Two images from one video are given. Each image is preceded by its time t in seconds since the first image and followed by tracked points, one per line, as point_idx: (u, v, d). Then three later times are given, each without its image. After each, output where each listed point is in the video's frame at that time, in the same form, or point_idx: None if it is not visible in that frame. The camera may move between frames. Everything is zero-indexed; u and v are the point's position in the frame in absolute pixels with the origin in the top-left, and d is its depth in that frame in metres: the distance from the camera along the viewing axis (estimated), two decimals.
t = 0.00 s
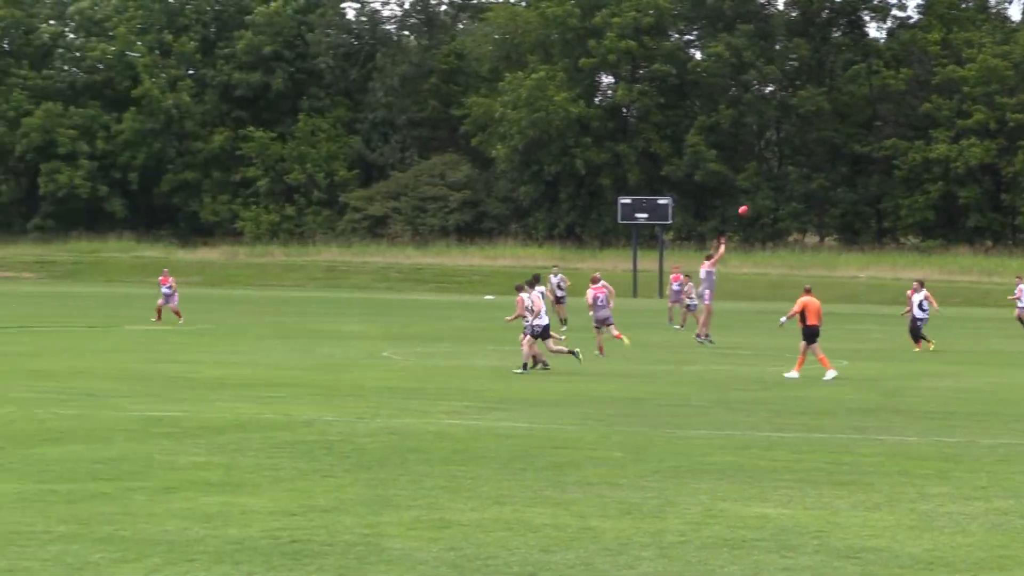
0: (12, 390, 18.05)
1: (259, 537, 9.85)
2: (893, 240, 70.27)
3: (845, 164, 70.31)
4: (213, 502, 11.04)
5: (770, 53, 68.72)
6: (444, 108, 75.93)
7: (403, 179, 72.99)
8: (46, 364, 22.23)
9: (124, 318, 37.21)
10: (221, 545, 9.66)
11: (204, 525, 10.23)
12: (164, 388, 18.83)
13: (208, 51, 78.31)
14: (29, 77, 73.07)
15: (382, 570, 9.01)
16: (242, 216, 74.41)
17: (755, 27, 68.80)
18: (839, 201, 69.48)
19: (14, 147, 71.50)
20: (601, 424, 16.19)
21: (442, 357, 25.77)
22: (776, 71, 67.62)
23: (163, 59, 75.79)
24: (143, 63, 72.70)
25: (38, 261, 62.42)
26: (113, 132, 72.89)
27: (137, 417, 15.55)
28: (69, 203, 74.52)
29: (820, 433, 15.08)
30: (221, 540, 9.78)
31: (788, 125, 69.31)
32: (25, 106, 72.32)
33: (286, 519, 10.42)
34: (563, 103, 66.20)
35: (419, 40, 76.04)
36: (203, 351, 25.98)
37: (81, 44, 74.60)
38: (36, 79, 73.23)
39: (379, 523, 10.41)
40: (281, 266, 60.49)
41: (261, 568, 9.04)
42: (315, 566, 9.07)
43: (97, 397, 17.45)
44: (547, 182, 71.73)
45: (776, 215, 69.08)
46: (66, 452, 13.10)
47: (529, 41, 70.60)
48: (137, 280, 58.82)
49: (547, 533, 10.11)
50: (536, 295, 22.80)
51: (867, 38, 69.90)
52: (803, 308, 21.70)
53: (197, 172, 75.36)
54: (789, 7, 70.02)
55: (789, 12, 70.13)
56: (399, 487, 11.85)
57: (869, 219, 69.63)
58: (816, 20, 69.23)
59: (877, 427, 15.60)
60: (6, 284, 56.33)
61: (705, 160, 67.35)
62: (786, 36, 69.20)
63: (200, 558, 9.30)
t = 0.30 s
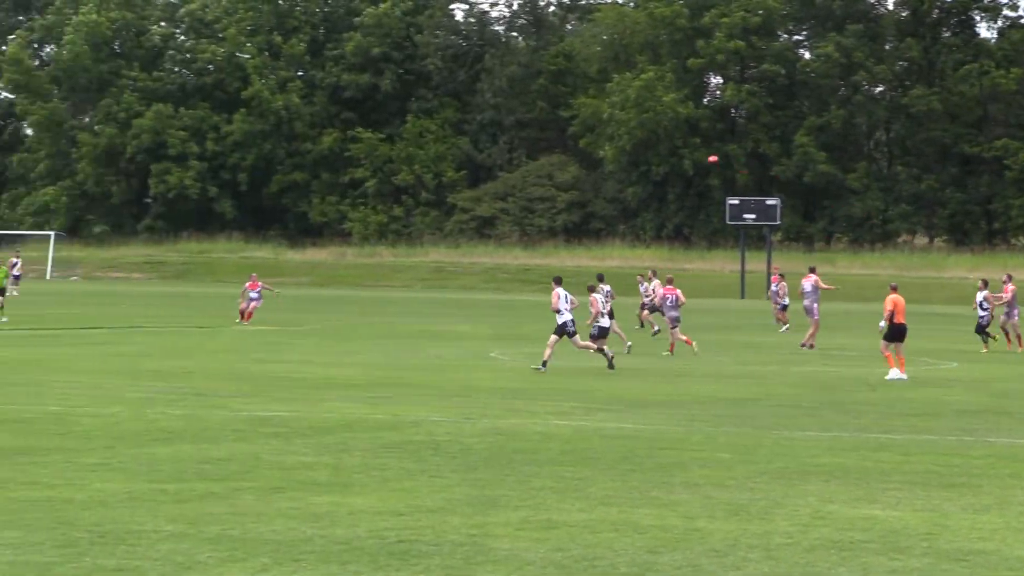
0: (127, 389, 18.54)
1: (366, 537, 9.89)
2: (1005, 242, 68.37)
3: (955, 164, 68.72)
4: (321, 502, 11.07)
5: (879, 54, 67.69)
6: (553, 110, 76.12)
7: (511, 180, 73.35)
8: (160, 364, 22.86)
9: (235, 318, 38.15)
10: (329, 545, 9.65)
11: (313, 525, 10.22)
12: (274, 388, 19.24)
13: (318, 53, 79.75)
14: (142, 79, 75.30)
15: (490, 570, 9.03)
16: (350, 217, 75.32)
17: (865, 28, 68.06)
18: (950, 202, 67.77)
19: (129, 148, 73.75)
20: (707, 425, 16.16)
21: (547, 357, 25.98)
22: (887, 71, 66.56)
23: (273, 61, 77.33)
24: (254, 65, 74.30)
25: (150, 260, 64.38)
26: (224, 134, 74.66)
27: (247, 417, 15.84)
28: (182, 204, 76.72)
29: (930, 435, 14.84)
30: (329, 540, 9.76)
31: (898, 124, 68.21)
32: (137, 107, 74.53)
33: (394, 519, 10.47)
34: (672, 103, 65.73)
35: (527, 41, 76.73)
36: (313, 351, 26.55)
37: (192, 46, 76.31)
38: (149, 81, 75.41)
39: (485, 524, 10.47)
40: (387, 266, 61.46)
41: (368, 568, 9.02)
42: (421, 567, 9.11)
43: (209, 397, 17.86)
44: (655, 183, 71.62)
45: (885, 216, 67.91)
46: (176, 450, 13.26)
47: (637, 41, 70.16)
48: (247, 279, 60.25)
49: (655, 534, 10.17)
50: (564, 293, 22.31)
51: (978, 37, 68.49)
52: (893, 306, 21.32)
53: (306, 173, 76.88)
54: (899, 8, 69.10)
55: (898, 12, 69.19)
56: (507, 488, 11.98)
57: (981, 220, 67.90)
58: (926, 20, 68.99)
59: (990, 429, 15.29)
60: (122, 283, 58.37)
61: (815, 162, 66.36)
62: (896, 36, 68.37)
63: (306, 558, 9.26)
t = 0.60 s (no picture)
0: (234, 389, 19.08)
1: (469, 537, 10.03)
2: None
3: None
4: (423, 503, 11.24)
5: (985, 54, 66.12)
6: (655, 110, 75.86)
7: (613, 181, 73.29)
8: (267, 364, 23.48)
9: (338, 318, 38.89)
10: (431, 545, 9.79)
11: (416, 525, 10.37)
12: (379, 388, 19.68)
13: (421, 53, 80.58)
14: (247, 80, 76.90)
15: (591, 572, 9.10)
16: (454, 218, 75.92)
17: (971, 28, 66.54)
18: None
19: (234, 148, 75.42)
20: (812, 426, 16.13)
21: (650, 357, 26.15)
22: (993, 71, 65.22)
23: (377, 61, 78.25)
24: (357, 66, 75.34)
25: (253, 261, 65.82)
26: (328, 135, 75.84)
27: (352, 417, 16.22)
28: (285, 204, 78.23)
29: None
30: (432, 540, 9.90)
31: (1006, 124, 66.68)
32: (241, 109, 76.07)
33: (496, 519, 10.63)
34: (775, 104, 64.95)
35: (631, 41, 76.72)
36: (416, 351, 27.06)
37: (296, 48, 78.02)
38: (253, 82, 76.98)
39: (587, 524, 10.60)
40: (489, 266, 62.02)
41: (471, 568, 9.13)
42: (522, 567, 9.19)
43: (313, 397, 18.31)
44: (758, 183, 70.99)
45: (992, 217, 66.49)
46: (281, 450, 13.57)
47: (740, 42, 69.51)
48: (349, 280, 61.32)
49: (757, 535, 10.22)
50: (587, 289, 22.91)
51: None
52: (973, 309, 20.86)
53: (409, 174, 77.80)
54: (1006, 6, 67.28)
55: (1005, 10, 67.39)
56: (610, 488, 12.12)
57: None
58: None
59: None
60: (227, 283, 59.93)
61: (920, 162, 65.14)
62: (1004, 35, 66.68)
63: (411, 558, 9.38)
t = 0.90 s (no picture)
0: (329, 389, 19.52)
1: (563, 537, 9.99)
2: None
3: None
4: (518, 502, 11.29)
5: None
6: (751, 110, 75.30)
7: (708, 181, 72.94)
8: (361, 364, 23.97)
9: (431, 318, 39.45)
10: (526, 545, 9.74)
11: (510, 526, 10.35)
12: (473, 388, 20.04)
13: (516, 54, 81.13)
14: (343, 81, 78.16)
15: (686, 572, 9.05)
16: (547, 218, 76.21)
17: None
18: None
19: (330, 148, 76.69)
20: (908, 427, 16.08)
21: (743, 357, 26.23)
22: None
23: (472, 61, 78.86)
24: (453, 66, 76.12)
25: (349, 261, 66.95)
26: (423, 135, 76.72)
27: (448, 417, 16.57)
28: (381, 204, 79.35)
29: None
30: (526, 540, 9.85)
31: None
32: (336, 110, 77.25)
33: (591, 520, 10.61)
34: (871, 105, 63.99)
35: (727, 41, 76.42)
36: (510, 351, 27.47)
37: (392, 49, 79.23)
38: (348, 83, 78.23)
39: (682, 525, 10.55)
40: (582, 266, 62.30)
41: (566, 569, 9.07)
42: (616, 568, 9.13)
43: (407, 397, 18.68)
44: (854, 183, 70.04)
45: None
46: (376, 450, 13.79)
47: (836, 42, 68.74)
48: (443, 280, 62.05)
49: (853, 537, 10.22)
50: (605, 291, 23.12)
51: None
52: None
53: (504, 174, 78.43)
54: None
55: None
56: (704, 489, 12.15)
57: None
58: None
59: None
60: (324, 283, 61.12)
61: (1020, 163, 63.87)
62: None
63: (505, 558, 9.32)
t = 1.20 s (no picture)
0: (404, 389, 19.86)
1: (636, 538, 9.98)
2: None
3: None
4: (591, 502, 11.38)
5: None
6: (826, 110, 74.69)
7: (783, 181, 72.43)
8: (435, 364, 24.31)
9: (503, 318, 39.75)
10: (598, 545, 9.76)
11: (583, 526, 10.40)
12: (547, 388, 20.27)
13: (591, 54, 81.35)
14: (417, 82, 78.89)
15: (759, 572, 9.01)
16: (621, 218, 76.13)
17: None
18: None
19: (404, 149, 77.37)
20: (984, 429, 16.03)
21: (818, 357, 26.18)
22: None
23: (546, 61, 79.15)
24: (528, 66, 76.45)
25: (423, 261, 67.52)
26: (497, 135, 77.14)
27: (522, 417, 16.80)
28: (454, 205, 79.92)
29: None
30: (600, 540, 9.87)
31: None
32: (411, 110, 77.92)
33: (664, 520, 10.64)
34: (947, 104, 63.23)
35: (802, 41, 76.42)
36: (584, 351, 27.68)
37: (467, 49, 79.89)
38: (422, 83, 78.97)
39: (757, 526, 10.53)
40: (656, 266, 62.22)
41: (639, 568, 9.06)
42: (688, 569, 9.05)
43: (481, 397, 18.95)
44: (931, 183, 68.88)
45: None
46: (451, 450, 14.02)
47: (913, 41, 68.03)
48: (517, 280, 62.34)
49: (929, 538, 10.16)
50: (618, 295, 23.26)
51: None
52: None
53: (578, 174, 78.63)
54: None
55: None
56: (779, 489, 12.17)
57: None
58: None
59: None
60: (398, 283, 61.71)
61: None
62: None
63: (579, 558, 9.33)
